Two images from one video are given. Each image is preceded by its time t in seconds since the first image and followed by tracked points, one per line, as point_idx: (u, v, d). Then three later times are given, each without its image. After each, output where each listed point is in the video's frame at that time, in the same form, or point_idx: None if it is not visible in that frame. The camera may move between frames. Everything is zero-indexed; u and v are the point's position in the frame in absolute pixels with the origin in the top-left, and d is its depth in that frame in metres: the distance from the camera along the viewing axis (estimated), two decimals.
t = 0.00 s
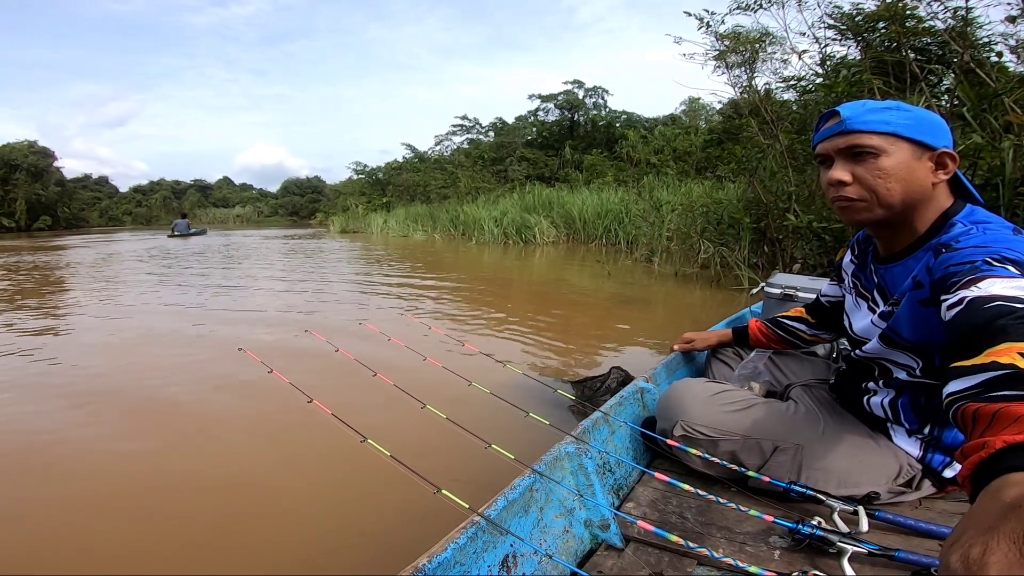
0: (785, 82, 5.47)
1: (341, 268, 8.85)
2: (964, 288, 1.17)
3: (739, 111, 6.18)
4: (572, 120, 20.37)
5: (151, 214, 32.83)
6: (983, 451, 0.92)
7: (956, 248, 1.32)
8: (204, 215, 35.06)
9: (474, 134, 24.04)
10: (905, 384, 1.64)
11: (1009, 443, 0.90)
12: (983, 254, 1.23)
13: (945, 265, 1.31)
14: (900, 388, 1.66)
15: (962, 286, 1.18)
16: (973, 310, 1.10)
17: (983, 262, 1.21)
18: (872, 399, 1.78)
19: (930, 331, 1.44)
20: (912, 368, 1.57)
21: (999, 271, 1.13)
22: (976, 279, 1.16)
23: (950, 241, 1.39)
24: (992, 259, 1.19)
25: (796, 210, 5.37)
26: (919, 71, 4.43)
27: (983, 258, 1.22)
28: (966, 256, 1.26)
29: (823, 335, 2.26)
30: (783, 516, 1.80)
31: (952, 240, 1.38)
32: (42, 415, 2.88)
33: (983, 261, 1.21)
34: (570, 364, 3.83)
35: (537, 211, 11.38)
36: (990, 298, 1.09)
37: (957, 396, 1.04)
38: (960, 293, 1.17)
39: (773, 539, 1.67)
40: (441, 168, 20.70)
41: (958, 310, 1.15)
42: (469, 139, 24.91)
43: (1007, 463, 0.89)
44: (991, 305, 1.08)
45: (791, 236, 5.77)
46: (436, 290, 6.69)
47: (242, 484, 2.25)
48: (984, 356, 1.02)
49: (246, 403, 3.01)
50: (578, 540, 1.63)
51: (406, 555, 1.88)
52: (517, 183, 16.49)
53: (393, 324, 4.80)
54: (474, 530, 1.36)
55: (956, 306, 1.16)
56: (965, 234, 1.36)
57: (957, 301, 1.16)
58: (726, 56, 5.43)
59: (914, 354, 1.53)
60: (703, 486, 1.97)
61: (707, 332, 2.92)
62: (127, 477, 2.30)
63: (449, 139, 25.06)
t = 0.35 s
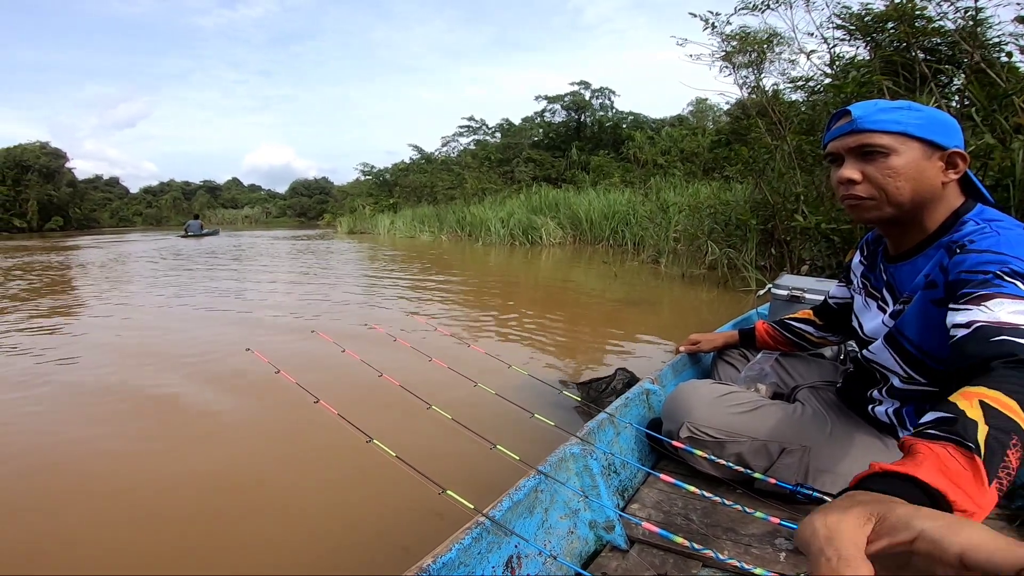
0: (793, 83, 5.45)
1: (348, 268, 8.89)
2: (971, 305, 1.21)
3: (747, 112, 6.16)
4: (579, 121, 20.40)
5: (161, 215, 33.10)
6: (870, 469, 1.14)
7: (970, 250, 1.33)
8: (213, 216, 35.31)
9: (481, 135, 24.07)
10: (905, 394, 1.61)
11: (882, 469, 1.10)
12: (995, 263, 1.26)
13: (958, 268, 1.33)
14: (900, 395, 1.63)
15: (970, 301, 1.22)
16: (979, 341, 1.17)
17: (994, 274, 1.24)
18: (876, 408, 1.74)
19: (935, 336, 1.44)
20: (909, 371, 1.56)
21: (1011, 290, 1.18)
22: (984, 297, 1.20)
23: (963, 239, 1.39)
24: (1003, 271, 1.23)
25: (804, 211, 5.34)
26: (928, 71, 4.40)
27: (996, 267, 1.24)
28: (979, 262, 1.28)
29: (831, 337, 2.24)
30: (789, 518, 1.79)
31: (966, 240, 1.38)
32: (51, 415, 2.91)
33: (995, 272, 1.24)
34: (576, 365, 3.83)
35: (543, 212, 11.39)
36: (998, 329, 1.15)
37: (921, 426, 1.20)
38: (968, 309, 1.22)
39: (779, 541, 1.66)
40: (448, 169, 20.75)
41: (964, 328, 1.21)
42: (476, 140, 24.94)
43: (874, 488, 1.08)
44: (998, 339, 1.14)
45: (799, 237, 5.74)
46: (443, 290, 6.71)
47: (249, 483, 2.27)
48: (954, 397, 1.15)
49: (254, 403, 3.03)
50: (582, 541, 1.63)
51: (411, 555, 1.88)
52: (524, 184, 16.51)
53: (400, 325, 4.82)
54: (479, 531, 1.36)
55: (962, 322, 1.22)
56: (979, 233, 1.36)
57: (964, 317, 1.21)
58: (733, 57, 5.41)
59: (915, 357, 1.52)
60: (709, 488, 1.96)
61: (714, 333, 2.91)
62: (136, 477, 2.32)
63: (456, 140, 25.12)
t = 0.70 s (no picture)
0: (799, 83, 5.43)
1: (352, 269, 8.91)
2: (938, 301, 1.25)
3: (752, 112, 6.14)
4: (584, 121, 20.41)
5: (168, 215, 33.26)
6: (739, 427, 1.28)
7: (967, 248, 1.36)
8: (219, 216, 35.46)
9: (486, 135, 24.08)
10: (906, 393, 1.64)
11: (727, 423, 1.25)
12: (987, 260, 1.28)
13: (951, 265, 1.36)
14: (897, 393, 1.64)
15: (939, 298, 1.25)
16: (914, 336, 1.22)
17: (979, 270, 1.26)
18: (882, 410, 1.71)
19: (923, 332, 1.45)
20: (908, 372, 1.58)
21: (978, 289, 1.22)
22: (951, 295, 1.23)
23: (965, 238, 1.41)
24: (980, 271, 1.26)
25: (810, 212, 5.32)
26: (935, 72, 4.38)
27: (976, 267, 1.28)
28: (966, 261, 1.32)
29: (835, 339, 2.26)
30: (792, 519, 1.78)
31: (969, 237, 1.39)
32: (58, 414, 2.92)
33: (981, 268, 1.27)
34: (579, 366, 3.83)
35: (548, 213, 11.39)
36: (934, 323, 1.19)
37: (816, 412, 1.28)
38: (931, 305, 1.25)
39: (781, 542, 1.66)
40: (453, 169, 20.76)
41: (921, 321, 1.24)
42: (481, 141, 24.95)
43: (694, 427, 1.19)
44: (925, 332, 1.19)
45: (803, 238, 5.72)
46: (446, 291, 6.71)
47: (252, 482, 2.29)
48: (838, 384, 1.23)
49: (257, 404, 3.04)
50: (584, 542, 1.62)
51: (414, 554, 1.89)
52: (528, 185, 16.51)
53: (403, 326, 4.83)
54: (481, 531, 1.36)
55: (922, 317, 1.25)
56: (980, 232, 1.38)
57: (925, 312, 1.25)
58: (737, 57, 5.40)
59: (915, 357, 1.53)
60: (710, 489, 1.94)
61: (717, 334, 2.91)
62: (139, 476, 2.34)
63: (460, 141, 25.14)
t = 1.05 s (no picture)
0: (804, 83, 5.41)
1: (356, 269, 8.92)
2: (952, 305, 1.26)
3: (756, 112, 6.12)
4: (588, 121, 20.41)
5: (173, 215, 33.40)
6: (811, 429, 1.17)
7: (964, 246, 1.37)
8: (224, 216, 35.58)
9: (490, 135, 24.08)
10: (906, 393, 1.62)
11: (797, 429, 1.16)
12: (986, 258, 1.29)
13: (951, 264, 1.37)
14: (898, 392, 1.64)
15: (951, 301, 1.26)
16: (957, 345, 1.19)
17: (982, 268, 1.28)
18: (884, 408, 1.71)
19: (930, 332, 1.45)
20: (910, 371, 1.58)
21: (993, 289, 1.21)
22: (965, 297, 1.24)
23: (960, 235, 1.42)
24: (987, 269, 1.26)
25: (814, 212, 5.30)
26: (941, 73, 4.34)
27: (981, 265, 1.28)
28: (969, 259, 1.32)
29: (839, 340, 2.26)
30: (796, 520, 1.78)
31: (964, 236, 1.40)
32: (63, 414, 2.94)
33: (983, 266, 1.28)
34: (583, 366, 3.83)
35: (552, 213, 11.39)
36: (970, 332, 1.18)
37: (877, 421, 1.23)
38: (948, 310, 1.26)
39: (785, 544, 1.66)
40: (457, 169, 20.76)
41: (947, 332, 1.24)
42: (485, 141, 24.94)
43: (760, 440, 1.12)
44: (969, 342, 1.17)
45: (808, 238, 5.67)
46: (450, 291, 6.72)
47: (256, 482, 2.29)
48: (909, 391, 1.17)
49: (260, 404, 3.05)
50: (587, 543, 1.63)
51: (417, 555, 1.89)
52: (533, 185, 16.51)
53: (406, 326, 4.84)
54: (484, 532, 1.36)
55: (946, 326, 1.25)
56: (974, 229, 1.40)
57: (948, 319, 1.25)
58: (742, 57, 5.37)
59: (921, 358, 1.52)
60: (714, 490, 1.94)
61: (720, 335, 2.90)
62: (144, 476, 2.34)
63: (464, 141, 25.13)
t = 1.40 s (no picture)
0: (808, 83, 5.40)
1: (359, 268, 8.92)
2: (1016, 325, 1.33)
3: (760, 112, 6.11)
4: (591, 120, 20.39)
5: (177, 213, 33.45)
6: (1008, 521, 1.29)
7: (970, 252, 1.40)
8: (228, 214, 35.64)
9: (493, 135, 24.06)
10: (916, 389, 1.68)
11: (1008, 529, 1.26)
12: (1005, 263, 1.35)
13: (971, 277, 1.39)
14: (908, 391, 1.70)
15: (1011, 321, 1.34)
16: None
17: (1011, 276, 1.33)
18: (888, 405, 1.76)
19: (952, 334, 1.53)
20: (926, 369, 1.62)
21: None
22: None
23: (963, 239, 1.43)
24: None
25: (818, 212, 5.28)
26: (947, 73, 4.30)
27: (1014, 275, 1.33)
28: (993, 269, 1.36)
29: (840, 342, 2.25)
30: (800, 522, 1.78)
31: (965, 237, 1.43)
32: (67, 412, 2.94)
33: (1011, 274, 1.34)
34: (585, 366, 3.83)
35: (555, 212, 11.38)
36: None
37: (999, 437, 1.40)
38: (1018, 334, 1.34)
39: (789, 544, 1.66)
40: (460, 168, 20.74)
41: None
42: (487, 140, 24.91)
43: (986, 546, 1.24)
44: None
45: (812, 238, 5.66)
46: (453, 290, 6.72)
47: (259, 481, 2.30)
48: None
49: (263, 403, 3.05)
50: (589, 544, 1.62)
51: (419, 555, 1.89)
52: (536, 184, 16.50)
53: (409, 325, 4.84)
54: (487, 533, 1.36)
55: None
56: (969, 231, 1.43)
57: None
58: (746, 57, 5.36)
59: (938, 356, 1.58)
60: (717, 491, 1.94)
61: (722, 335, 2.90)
62: (146, 475, 2.35)
63: (467, 140, 25.11)
